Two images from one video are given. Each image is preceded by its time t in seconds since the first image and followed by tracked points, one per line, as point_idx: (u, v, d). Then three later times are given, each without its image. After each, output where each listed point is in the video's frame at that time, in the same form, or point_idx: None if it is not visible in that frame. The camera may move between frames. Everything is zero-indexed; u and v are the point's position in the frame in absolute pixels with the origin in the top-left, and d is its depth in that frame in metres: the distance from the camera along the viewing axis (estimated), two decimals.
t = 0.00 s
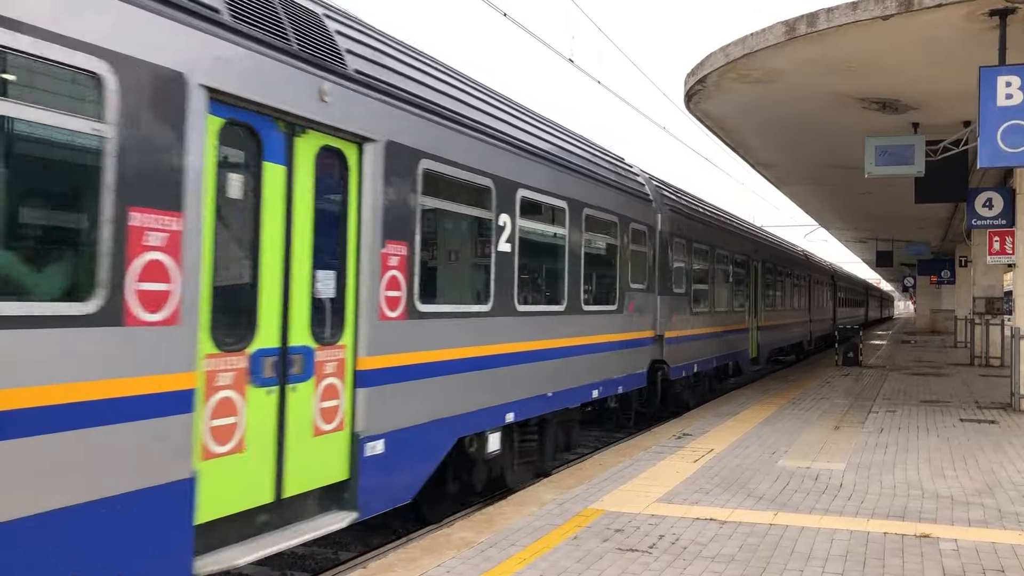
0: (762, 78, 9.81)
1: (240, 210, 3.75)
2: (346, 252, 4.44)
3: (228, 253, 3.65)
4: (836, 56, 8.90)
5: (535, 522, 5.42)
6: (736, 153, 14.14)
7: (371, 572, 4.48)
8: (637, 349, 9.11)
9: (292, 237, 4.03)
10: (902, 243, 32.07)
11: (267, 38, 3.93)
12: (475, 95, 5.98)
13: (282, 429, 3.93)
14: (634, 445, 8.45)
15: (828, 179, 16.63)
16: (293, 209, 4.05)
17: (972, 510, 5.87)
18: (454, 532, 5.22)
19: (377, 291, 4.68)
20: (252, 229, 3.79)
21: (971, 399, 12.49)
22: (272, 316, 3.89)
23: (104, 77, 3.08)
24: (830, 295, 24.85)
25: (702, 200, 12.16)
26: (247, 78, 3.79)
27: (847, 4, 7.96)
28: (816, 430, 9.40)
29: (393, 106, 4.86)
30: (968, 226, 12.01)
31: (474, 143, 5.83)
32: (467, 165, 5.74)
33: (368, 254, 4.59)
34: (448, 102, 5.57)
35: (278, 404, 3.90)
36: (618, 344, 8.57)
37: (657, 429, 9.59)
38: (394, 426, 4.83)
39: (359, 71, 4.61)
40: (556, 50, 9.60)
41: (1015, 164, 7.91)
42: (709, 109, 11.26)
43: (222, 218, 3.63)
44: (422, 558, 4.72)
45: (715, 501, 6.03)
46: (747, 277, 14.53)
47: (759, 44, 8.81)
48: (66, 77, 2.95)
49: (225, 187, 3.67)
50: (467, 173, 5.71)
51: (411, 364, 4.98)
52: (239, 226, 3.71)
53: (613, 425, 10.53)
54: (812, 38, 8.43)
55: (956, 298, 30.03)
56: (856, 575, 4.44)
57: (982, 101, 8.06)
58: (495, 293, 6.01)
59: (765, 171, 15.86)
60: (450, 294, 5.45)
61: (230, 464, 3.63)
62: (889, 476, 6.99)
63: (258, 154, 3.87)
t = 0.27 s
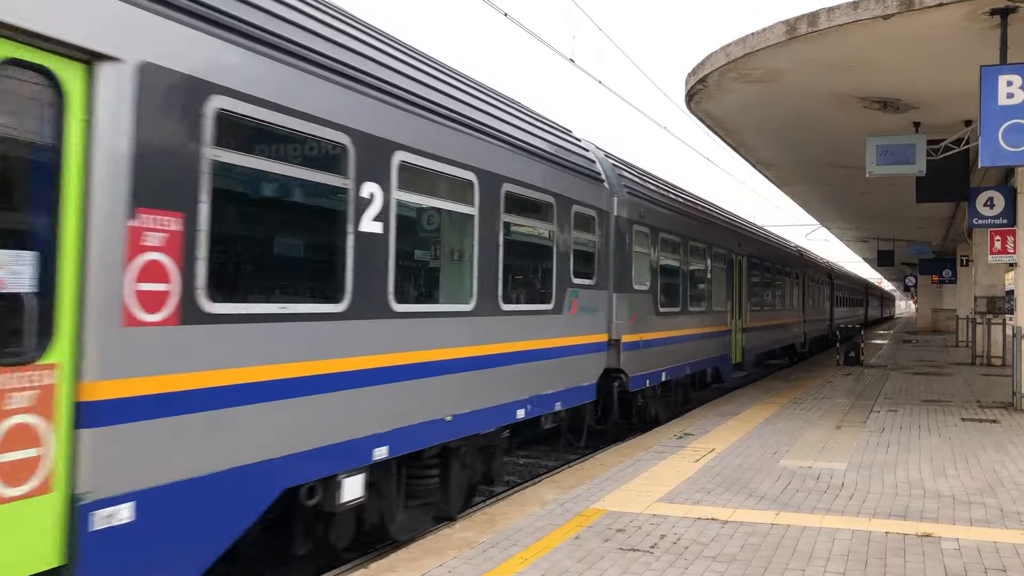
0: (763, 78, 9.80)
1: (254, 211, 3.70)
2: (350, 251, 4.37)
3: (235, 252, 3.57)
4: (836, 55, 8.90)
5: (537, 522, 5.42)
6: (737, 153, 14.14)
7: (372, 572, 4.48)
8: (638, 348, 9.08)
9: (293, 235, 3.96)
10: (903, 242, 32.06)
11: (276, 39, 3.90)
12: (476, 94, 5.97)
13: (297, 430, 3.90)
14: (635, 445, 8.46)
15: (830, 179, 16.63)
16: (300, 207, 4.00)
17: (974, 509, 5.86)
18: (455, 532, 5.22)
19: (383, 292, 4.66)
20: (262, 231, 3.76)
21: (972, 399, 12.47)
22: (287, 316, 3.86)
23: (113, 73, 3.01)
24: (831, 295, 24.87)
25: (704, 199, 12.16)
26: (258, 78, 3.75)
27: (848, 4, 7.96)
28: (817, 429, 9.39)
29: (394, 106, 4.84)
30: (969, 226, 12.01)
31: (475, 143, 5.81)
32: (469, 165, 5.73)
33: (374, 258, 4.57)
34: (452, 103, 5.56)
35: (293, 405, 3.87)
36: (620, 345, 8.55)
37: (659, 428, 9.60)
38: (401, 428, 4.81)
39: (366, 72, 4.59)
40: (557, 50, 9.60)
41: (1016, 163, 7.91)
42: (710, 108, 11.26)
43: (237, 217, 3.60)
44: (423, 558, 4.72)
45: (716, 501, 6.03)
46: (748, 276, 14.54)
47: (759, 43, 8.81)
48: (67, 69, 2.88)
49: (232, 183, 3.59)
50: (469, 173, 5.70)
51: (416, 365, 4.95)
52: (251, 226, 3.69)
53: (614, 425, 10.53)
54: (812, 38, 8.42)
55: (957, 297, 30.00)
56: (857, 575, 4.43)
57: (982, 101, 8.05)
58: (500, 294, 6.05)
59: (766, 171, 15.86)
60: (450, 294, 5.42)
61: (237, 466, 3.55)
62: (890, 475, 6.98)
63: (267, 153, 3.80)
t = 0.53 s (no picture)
0: (763, 78, 9.81)
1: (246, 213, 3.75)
2: (338, 251, 4.39)
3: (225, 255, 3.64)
4: (836, 55, 8.90)
5: (538, 522, 5.42)
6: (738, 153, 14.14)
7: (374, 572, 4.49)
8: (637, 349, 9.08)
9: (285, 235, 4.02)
10: (905, 243, 32.04)
11: (265, 36, 3.92)
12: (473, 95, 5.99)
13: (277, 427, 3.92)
14: (636, 445, 8.47)
15: (831, 179, 16.63)
16: (291, 209, 4.05)
17: (975, 509, 5.86)
18: (457, 532, 5.23)
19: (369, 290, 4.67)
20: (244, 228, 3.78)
21: (974, 399, 12.46)
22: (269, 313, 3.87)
23: (102, 82, 3.10)
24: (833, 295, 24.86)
25: (705, 200, 12.16)
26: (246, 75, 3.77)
27: (849, 4, 7.96)
28: (819, 429, 9.39)
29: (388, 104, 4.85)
30: (970, 225, 12.00)
31: (472, 143, 5.82)
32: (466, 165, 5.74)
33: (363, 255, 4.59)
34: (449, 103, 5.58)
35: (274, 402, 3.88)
36: (619, 347, 8.55)
37: (659, 428, 9.61)
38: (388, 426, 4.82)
39: (359, 72, 4.62)
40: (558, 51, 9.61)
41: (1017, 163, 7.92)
42: (711, 108, 11.27)
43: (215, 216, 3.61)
44: (425, 558, 4.72)
45: (718, 501, 6.03)
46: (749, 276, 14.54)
47: (760, 43, 8.81)
48: (55, 76, 2.93)
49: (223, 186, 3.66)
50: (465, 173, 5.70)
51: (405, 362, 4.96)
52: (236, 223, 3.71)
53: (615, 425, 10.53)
54: (813, 38, 8.43)
55: (960, 297, 29.97)
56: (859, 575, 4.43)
57: (983, 101, 8.05)
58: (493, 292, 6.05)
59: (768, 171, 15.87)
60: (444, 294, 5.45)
61: (227, 466, 3.62)
62: (892, 475, 6.98)
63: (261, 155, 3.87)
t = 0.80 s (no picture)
0: (764, 78, 9.81)
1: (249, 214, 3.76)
2: (340, 252, 4.38)
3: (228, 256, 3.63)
4: (836, 56, 8.90)
5: (539, 522, 5.43)
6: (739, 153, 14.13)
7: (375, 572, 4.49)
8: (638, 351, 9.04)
9: (289, 237, 4.00)
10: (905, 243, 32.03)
11: (267, 39, 3.93)
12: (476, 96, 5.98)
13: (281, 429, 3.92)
14: (637, 445, 8.47)
15: (832, 179, 16.62)
16: (295, 211, 4.06)
17: (976, 509, 5.86)
18: (457, 532, 5.23)
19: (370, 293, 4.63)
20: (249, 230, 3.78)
21: (975, 399, 12.45)
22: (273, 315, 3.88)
23: (106, 84, 3.10)
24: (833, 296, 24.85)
25: (705, 200, 12.16)
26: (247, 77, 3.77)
27: (849, 4, 7.96)
28: (819, 430, 9.39)
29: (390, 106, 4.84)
30: (971, 226, 11.99)
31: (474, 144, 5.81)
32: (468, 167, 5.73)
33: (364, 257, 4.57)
34: (451, 105, 5.57)
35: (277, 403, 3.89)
36: (620, 348, 8.54)
37: (660, 429, 9.61)
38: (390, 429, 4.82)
39: (358, 73, 4.60)
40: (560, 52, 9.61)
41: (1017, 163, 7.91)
42: (712, 109, 11.26)
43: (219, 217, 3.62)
44: (426, 558, 4.72)
45: (719, 502, 6.03)
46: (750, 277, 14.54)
47: (760, 44, 8.81)
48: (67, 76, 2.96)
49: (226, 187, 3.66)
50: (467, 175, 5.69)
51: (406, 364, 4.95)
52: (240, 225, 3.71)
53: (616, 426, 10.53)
54: (813, 38, 8.43)
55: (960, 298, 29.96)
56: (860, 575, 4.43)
57: (984, 101, 8.04)
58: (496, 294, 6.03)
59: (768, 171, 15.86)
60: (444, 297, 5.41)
61: (230, 466, 3.62)
62: (892, 476, 6.97)
63: (265, 156, 3.88)
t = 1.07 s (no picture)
0: (765, 80, 9.81)
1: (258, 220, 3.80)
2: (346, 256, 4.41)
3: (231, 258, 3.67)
4: (836, 56, 8.90)
5: (540, 523, 5.43)
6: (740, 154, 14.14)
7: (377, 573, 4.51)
8: (639, 351, 9.03)
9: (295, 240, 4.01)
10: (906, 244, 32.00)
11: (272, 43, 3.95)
12: (479, 98, 5.97)
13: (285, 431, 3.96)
14: (638, 446, 8.48)
15: (832, 180, 16.62)
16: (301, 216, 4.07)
17: (976, 510, 5.86)
18: (459, 534, 5.24)
19: (373, 296, 4.65)
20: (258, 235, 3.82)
21: (976, 400, 12.45)
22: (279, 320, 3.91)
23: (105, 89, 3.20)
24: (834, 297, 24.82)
25: (707, 201, 12.17)
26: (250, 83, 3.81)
27: (850, 5, 7.96)
28: (820, 431, 9.38)
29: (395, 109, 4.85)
30: (972, 226, 11.99)
31: (477, 146, 5.81)
32: (471, 170, 5.73)
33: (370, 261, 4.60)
34: (455, 108, 5.57)
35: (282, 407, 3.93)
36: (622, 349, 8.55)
37: (661, 430, 9.63)
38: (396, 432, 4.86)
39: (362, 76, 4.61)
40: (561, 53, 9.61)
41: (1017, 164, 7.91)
42: (712, 110, 11.27)
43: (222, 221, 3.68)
44: (427, 559, 4.73)
45: (720, 503, 6.03)
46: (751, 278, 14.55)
47: (761, 45, 8.82)
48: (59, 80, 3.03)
49: (223, 194, 3.72)
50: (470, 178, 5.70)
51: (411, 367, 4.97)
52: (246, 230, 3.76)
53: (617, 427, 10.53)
54: (813, 39, 8.43)
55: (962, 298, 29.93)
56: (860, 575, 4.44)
57: (984, 102, 8.04)
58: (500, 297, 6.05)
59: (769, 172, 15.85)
60: (447, 299, 5.40)
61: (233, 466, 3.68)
62: (893, 477, 6.97)
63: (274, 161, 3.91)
